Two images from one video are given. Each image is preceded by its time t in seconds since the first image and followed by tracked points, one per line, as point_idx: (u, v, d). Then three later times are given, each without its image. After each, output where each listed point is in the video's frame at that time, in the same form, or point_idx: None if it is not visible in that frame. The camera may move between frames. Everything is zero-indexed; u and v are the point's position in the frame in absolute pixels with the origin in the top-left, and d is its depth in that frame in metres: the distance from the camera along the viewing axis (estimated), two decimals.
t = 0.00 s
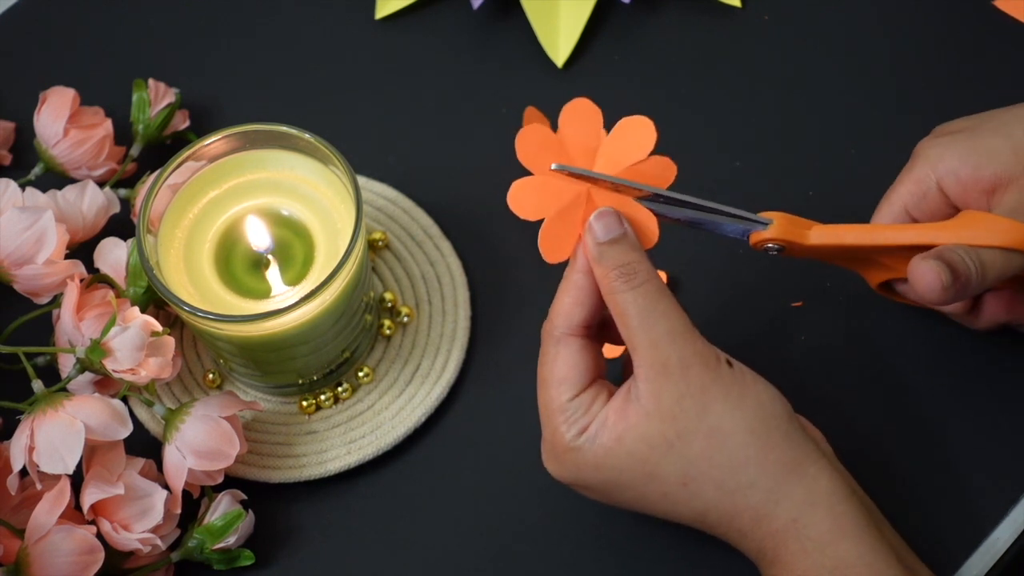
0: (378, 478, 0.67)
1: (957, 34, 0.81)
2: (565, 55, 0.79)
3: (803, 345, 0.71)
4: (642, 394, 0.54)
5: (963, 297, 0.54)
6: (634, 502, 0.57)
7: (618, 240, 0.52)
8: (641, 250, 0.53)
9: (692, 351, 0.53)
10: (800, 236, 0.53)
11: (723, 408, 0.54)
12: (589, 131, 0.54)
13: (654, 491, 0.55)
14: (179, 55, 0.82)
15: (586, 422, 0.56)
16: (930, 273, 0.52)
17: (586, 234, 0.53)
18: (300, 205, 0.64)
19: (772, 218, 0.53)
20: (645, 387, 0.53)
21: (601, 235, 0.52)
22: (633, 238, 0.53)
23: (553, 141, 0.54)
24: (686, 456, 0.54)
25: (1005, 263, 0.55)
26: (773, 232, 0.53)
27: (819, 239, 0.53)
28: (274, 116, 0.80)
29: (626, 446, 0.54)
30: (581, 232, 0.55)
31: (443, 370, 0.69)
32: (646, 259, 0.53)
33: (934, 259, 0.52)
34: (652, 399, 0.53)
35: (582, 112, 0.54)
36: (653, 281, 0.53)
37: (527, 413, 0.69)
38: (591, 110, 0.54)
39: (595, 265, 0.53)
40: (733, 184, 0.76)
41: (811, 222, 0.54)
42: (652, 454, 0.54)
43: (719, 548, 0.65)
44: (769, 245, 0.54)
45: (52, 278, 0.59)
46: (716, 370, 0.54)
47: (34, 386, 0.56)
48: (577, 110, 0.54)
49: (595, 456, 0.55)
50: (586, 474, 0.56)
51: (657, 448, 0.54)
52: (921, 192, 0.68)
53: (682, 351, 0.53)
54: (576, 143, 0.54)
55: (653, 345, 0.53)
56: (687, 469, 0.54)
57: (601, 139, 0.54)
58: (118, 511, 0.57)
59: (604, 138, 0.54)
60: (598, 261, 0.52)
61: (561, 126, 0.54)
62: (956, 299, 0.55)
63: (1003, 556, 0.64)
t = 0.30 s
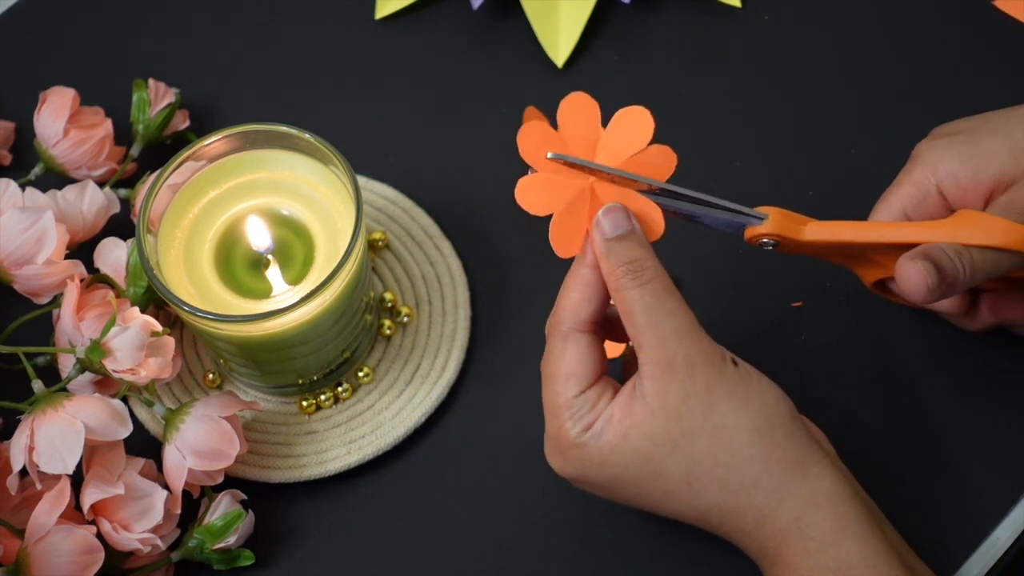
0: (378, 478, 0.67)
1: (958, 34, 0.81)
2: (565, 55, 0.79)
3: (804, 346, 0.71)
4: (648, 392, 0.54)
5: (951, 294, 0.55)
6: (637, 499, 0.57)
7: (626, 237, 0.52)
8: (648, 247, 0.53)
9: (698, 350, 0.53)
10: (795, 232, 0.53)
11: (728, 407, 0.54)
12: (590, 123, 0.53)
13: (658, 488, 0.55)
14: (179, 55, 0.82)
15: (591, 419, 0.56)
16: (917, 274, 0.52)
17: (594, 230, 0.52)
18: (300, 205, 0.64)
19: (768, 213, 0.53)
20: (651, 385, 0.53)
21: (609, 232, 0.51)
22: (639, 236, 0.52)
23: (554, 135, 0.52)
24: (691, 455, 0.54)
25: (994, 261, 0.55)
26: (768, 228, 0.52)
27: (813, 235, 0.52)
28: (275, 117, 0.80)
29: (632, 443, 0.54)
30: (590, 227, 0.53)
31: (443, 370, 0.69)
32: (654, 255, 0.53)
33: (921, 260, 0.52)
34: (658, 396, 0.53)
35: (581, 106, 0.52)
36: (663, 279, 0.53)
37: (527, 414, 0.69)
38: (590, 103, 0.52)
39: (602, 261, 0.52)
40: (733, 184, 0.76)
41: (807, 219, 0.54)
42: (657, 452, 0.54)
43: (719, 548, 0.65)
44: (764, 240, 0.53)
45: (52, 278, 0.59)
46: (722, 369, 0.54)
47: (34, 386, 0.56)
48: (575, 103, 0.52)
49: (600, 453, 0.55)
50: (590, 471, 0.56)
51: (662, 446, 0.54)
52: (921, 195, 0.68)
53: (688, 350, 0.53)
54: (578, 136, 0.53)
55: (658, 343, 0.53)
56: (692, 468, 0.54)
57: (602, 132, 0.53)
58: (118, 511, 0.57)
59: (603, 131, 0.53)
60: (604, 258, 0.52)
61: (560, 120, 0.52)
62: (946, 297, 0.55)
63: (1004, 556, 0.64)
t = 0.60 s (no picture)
0: (378, 478, 0.67)
1: (958, 34, 0.81)
2: (565, 55, 0.79)
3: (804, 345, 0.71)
4: (649, 392, 0.54)
5: (954, 295, 0.55)
6: (638, 499, 0.57)
7: (628, 237, 0.52)
8: (649, 247, 0.53)
9: (700, 350, 0.53)
10: (797, 233, 0.53)
11: (729, 407, 0.54)
12: (595, 123, 0.52)
13: (659, 488, 0.55)
14: (179, 55, 0.82)
15: (591, 419, 0.56)
16: (920, 276, 0.52)
17: (596, 230, 0.52)
18: (300, 205, 0.64)
19: (770, 214, 0.53)
20: (652, 385, 0.53)
21: (611, 232, 0.52)
22: (642, 236, 0.53)
23: (559, 135, 0.52)
24: (692, 455, 0.54)
25: (996, 260, 0.56)
26: (770, 228, 0.52)
27: (815, 236, 0.52)
28: (274, 117, 0.80)
29: (633, 443, 0.54)
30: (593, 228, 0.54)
31: (443, 370, 0.69)
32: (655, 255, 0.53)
33: (925, 262, 0.53)
34: (659, 397, 0.53)
35: (588, 106, 0.52)
36: (665, 279, 0.53)
37: (527, 413, 0.69)
38: (596, 103, 0.52)
39: (604, 261, 0.52)
40: (733, 184, 0.76)
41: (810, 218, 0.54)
42: (659, 452, 0.54)
43: (719, 548, 0.65)
44: (766, 240, 0.53)
45: (52, 278, 0.59)
46: (723, 369, 0.54)
47: (34, 386, 0.56)
48: (582, 103, 0.52)
49: (601, 453, 0.55)
50: (591, 471, 0.56)
51: (663, 446, 0.54)
52: (924, 194, 0.67)
53: (690, 350, 0.53)
54: (582, 136, 0.52)
55: (660, 343, 0.53)
56: (693, 468, 0.54)
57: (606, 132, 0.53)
58: (118, 512, 0.57)
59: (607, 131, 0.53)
60: (606, 258, 0.52)
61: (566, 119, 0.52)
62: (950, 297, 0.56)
63: (1004, 556, 0.64)
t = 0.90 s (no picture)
0: (378, 478, 0.67)
1: (958, 33, 0.81)
2: (565, 55, 0.79)
3: (804, 345, 0.71)
4: (650, 389, 0.54)
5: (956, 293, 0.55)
6: (638, 497, 0.57)
7: (629, 236, 0.52)
8: (651, 246, 0.53)
9: (702, 348, 0.53)
10: (800, 230, 0.52)
11: (730, 405, 0.54)
12: (595, 123, 0.52)
13: (659, 486, 0.55)
14: (179, 55, 0.82)
15: (591, 417, 0.56)
16: (921, 276, 0.52)
17: (597, 229, 0.52)
18: (300, 205, 0.64)
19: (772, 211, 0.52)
20: (653, 383, 0.53)
21: (613, 230, 0.52)
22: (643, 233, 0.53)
23: (560, 135, 0.52)
24: (692, 453, 0.54)
25: (997, 258, 0.56)
26: (773, 226, 0.52)
27: (817, 233, 0.52)
28: (274, 117, 0.80)
29: (633, 441, 0.54)
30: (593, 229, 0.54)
31: (443, 370, 0.69)
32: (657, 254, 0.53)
33: (926, 262, 0.52)
34: (660, 394, 0.53)
35: (588, 106, 0.52)
36: (666, 277, 0.53)
37: (527, 413, 0.69)
38: (596, 103, 0.52)
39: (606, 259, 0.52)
40: (733, 184, 0.76)
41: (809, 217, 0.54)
42: (659, 449, 0.54)
43: (720, 547, 0.65)
44: (768, 238, 0.53)
45: (52, 278, 0.59)
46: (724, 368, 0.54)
47: (34, 386, 0.56)
48: (582, 104, 0.52)
49: (601, 451, 0.55)
50: (591, 469, 0.56)
51: (664, 444, 0.54)
52: (926, 191, 0.68)
53: (691, 348, 0.53)
54: (583, 136, 0.52)
55: (662, 341, 0.53)
56: (694, 465, 0.54)
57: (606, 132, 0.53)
58: (118, 512, 0.57)
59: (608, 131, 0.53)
60: (608, 255, 0.52)
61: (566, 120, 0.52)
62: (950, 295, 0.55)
63: (1004, 556, 0.64)
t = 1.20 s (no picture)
0: (379, 478, 0.67)
1: (958, 34, 0.81)
2: (565, 55, 0.80)
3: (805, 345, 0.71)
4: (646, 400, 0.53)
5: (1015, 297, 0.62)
6: (640, 511, 0.57)
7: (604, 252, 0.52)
8: (628, 259, 0.53)
9: (695, 354, 0.53)
10: (840, 250, 0.53)
11: (728, 407, 0.54)
12: (586, 161, 0.55)
13: (663, 497, 0.55)
14: (179, 55, 0.82)
15: (586, 435, 0.55)
16: (983, 281, 0.58)
17: (575, 249, 0.53)
18: (300, 205, 0.64)
19: (813, 235, 0.54)
20: (649, 393, 0.53)
21: (588, 248, 0.52)
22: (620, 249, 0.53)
23: (552, 174, 0.55)
24: (695, 459, 0.53)
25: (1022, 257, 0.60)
26: (814, 249, 0.53)
27: (858, 251, 0.53)
28: (274, 117, 0.80)
29: (634, 454, 0.54)
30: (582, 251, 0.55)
31: (443, 370, 0.69)
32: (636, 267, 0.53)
33: (986, 267, 0.58)
34: (657, 404, 0.53)
35: (577, 145, 0.55)
36: (650, 288, 0.53)
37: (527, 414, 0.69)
38: (586, 143, 0.55)
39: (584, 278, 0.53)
40: (733, 184, 0.76)
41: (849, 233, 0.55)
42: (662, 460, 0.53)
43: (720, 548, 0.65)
44: (810, 260, 0.54)
45: (52, 278, 0.59)
46: (719, 371, 0.54)
47: (34, 386, 0.56)
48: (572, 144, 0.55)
49: (603, 468, 0.55)
50: (592, 486, 0.56)
51: (666, 453, 0.53)
52: (949, 198, 0.68)
53: (685, 354, 0.53)
54: (575, 173, 0.55)
55: (654, 351, 0.52)
56: (698, 472, 0.54)
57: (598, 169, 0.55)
58: (118, 511, 0.57)
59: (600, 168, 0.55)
60: (586, 273, 0.52)
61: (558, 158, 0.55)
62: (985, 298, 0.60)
63: (1004, 556, 0.64)
